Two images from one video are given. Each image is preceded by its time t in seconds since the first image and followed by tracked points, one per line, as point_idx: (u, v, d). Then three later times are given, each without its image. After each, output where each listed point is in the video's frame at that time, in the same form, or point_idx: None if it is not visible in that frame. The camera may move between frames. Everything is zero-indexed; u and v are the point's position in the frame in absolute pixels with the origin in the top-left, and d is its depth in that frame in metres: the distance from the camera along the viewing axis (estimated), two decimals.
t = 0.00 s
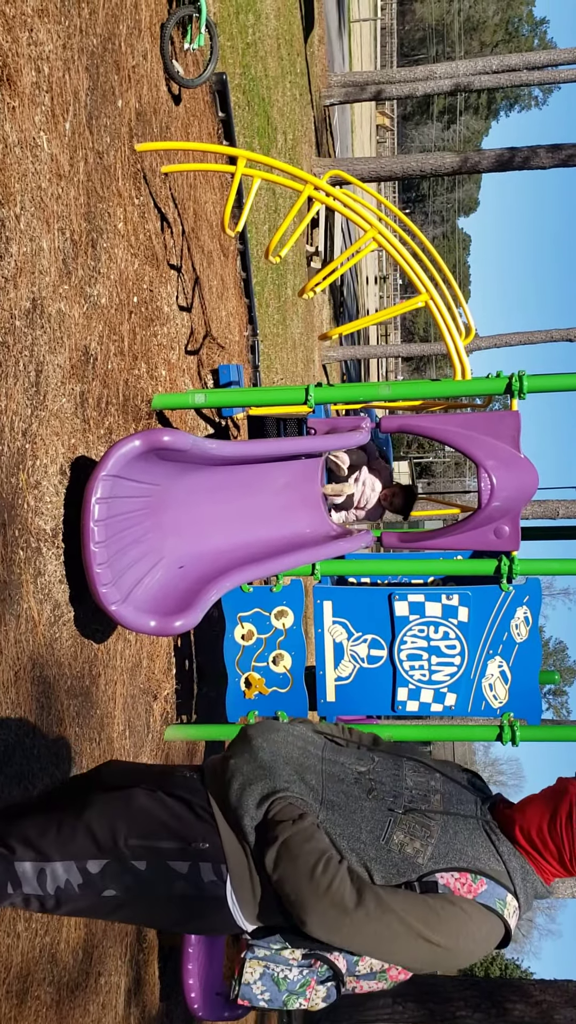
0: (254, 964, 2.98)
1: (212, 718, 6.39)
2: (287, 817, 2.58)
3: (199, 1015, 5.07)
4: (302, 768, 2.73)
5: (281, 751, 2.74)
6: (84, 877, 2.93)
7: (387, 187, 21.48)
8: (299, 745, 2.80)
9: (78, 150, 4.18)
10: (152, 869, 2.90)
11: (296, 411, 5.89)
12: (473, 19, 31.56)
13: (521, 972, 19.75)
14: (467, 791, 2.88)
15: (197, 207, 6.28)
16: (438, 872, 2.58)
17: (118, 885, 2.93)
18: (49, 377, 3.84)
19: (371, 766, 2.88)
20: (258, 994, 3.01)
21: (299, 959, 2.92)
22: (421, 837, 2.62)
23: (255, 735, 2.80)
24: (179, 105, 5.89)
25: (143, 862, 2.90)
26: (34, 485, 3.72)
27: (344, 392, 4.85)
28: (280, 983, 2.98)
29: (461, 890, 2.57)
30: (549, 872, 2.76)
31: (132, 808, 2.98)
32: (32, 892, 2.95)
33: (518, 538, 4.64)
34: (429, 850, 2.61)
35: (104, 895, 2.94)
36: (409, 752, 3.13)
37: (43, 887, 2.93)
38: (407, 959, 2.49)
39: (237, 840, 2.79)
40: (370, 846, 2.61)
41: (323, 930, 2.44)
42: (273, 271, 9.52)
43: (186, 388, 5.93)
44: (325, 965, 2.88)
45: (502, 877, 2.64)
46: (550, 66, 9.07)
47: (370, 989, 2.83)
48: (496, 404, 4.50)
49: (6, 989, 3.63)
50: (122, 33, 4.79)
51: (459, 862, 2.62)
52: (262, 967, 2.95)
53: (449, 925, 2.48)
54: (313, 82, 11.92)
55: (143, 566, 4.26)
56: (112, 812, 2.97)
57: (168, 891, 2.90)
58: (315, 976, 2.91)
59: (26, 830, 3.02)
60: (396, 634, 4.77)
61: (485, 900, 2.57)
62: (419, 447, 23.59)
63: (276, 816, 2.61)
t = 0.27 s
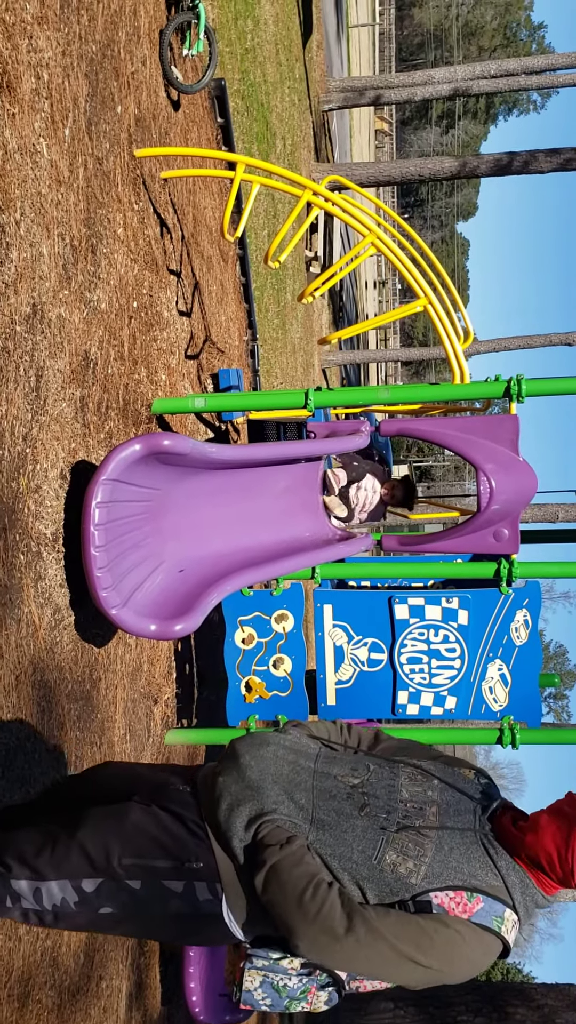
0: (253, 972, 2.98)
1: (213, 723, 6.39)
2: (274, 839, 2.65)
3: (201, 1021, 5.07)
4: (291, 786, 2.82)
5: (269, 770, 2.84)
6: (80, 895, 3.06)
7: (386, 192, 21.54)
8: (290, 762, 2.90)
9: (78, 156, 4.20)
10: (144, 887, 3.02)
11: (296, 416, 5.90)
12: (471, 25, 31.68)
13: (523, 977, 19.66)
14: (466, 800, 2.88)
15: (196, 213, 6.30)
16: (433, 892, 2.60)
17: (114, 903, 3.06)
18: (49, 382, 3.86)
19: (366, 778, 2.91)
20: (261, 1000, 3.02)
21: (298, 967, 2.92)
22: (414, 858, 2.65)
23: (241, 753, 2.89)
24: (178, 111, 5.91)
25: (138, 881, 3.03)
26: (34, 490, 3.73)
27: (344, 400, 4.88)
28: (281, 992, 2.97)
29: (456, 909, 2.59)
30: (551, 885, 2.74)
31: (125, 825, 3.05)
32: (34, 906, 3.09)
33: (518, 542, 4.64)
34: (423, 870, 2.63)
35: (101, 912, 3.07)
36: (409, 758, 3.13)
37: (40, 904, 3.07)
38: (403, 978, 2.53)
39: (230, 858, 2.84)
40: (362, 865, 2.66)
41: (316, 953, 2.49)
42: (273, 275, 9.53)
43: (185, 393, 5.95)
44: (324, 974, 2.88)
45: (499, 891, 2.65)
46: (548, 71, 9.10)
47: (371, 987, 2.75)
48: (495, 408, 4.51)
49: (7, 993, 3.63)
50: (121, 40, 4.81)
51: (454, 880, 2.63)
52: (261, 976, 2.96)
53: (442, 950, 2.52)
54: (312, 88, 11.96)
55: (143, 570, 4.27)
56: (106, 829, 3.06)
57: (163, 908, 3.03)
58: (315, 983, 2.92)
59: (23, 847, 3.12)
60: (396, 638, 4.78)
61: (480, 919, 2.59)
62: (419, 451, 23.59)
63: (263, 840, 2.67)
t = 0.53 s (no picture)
0: (247, 982, 2.90)
1: (210, 724, 6.39)
2: (262, 844, 2.65)
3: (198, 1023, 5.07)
4: (283, 792, 2.83)
5: (262, 774, 2.86)
6: (74, 901, 3.05)
7: (383, 194, 21.56)
8: (283, 767, 2.93)
9: (75, 158, 4.20)
10: (140, 891, 3.02)
11: (293, 418, 5.90)
12: (467, 26, 31.74)
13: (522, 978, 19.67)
14: (462, 811, 2.90)
15: (192, 214, 6.30)
16: (423, 901, 2.59)
17: (108, 908, 3.06)
18: (46, 383, 3.85)
19: (361, 785, 2.95)
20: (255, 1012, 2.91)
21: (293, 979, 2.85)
22: (405, 866, 2.66)
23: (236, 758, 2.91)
24: (175, 113, 5.91)
25: (131, 886, 3.02)
26: (31, 491, 3.73)
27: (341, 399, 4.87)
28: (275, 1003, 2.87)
29: (446, 919, 2.57)
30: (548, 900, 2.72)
31: (119, 831, 3.04)
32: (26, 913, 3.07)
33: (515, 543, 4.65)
34: (414, 879, 2.64)
35: (95, 917, 3.08)
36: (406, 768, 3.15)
37: (33, 909, 3.06)
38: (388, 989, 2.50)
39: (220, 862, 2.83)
40: (352, 872, 2.67)
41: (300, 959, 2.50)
42: (270, 277, 9.54)
43: (182, 394, 5.95)
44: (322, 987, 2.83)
45: (494, 904, 2.65)
46: (544, 72, 9.12)
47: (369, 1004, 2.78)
48: (492, 410, 4.51)
49: (6, 996, 3.63)
50: (118, 42, 4.82)
51: (445, 890, 2.63)
52: (255, 987, 2.87)
53: (432, 961, 2.49)
54: (309, 89, 11.97)
55: (141, 572, 4.27)
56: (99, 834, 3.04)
57: (156, 911, 3.04)
58: (310, 995, 2.83)
59: (17, 854, 3.11)
60: (394, 639, 4.78)
61: (472, 930, 2.57)
62: (417, 452, 23.61)
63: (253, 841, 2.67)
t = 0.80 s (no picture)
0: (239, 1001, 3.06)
1: (206, 728, 6.39)
2: (263, 846, 2.65)
3: None
4: (284, 801, 2.87)
5: (264, 782, 2.91)
6: (67, 906, 2.97)
7: (377, 198, 21.61)
8: (284, 778, 2.97)
9: (69, 163, 4.21)
10: (134, 897, 2.92)
11: (288, 421, 5.92)
12: (461, 31, 31.87)
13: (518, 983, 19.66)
14: (458, 829, 2.92)
15: (187, 219, 6.32)
16: (419, 910, 2.61)
17: (100, 914, 2.96)
18: (40, 387, 3.86)
19: (360, 800, 3.00)
20: None
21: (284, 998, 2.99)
22: (402, 874, 2.68)
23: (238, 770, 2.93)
24: (169, 117, 5.93)
25: (126, 891, 2.93)
26: (26, 495, 3.73)
27: (337, 402, 4.83)
28: None
29: (443, 929, 2.59)
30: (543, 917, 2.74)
31: (115, 838, 3.01)
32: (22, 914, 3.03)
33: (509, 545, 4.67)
34: (411, 887, 2.65)
35: (88, 925, 2.97)
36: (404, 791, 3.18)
37: (26, 915, 3.00)
38: (385, 999, 2.48)
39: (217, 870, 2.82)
40: (350, 881, 2.68)
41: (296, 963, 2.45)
42: (264, 281, 9.55)
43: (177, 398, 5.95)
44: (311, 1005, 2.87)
45: (489, 918, 2.66)
46: (538, 77, 9.16)
47: None
48: (487, 412, 4.53)
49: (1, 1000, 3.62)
50: (112, 47, 4.83)
51: (442, 901, 2.65)
52: (246, 1006, 3.04)
53: (428, 969, 2.50)
54: (303, 94, 12.01)
55: (136, 575, 4.27)
56: (95, 840, 3.01)
57: (152, 920, 2.91)
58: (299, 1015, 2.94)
59: (11, 859, 3.10)
60: (389, 642, 4.79)
61: (467, 941, 2.59)
62: (411, 456, 23.64)
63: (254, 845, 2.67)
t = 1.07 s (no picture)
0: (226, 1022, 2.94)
1: (192, 731, 6.38)
2: (264, 848, 2.58)
3: None
4: (281, 814, 2.79)
5: (260, 798, 2.81)
6: (59, 911, 2.71)
7: (362, 202, 21.70)
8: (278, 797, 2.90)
9: (54, 166, 4.21)
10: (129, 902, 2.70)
11: (273, 424, 5.93)
12: (444, 36, 32.07)
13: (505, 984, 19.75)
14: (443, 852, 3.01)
15: (171, 222, 6.32)
16: (412, 910, 2.63)
17: (93, 921, 2.71)
18: (25, 390, 3.85)
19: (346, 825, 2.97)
20: None
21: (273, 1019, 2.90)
22: (394, 879, 2.70)
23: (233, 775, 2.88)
24: (153, 121, 5.93)
25: (120, 896, 2.72)
26: (10, 499, 3.72)
27: (322, 407, 4.91)
28: None
29: (435, 928, 2.60)
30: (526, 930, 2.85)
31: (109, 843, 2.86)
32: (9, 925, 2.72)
33: (493, 547, 4.70)
34: (403, 889, 2.68)
35: (79, 933, 2.71)
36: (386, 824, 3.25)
37: (15, 924, 2.72)
38: (385, 996, 2.41)
39: (211, 885, 2.66)
40: (344, 886, 2.65)
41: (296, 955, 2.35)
42: (249, 284, 9.58)
43: (162, 401, 5.95)
44: None
45: (475, 925, 2.71)
46: (520, 82, 9.23)
47: None
48: (471, 415, 4.56)
49: None
50: (96, 51, 4.84)
51: (432, 903, 2.69)
52: None
53: (424, 957, 2.47)
54: (287, 99, 12.06)
55: (121, 578, 4.26)
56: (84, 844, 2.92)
57: (142, 929, 2.69)
58: None
59: None
60: (374, 644, 4.81)
61: (458, 940, 2.61)
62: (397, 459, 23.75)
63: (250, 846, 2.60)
